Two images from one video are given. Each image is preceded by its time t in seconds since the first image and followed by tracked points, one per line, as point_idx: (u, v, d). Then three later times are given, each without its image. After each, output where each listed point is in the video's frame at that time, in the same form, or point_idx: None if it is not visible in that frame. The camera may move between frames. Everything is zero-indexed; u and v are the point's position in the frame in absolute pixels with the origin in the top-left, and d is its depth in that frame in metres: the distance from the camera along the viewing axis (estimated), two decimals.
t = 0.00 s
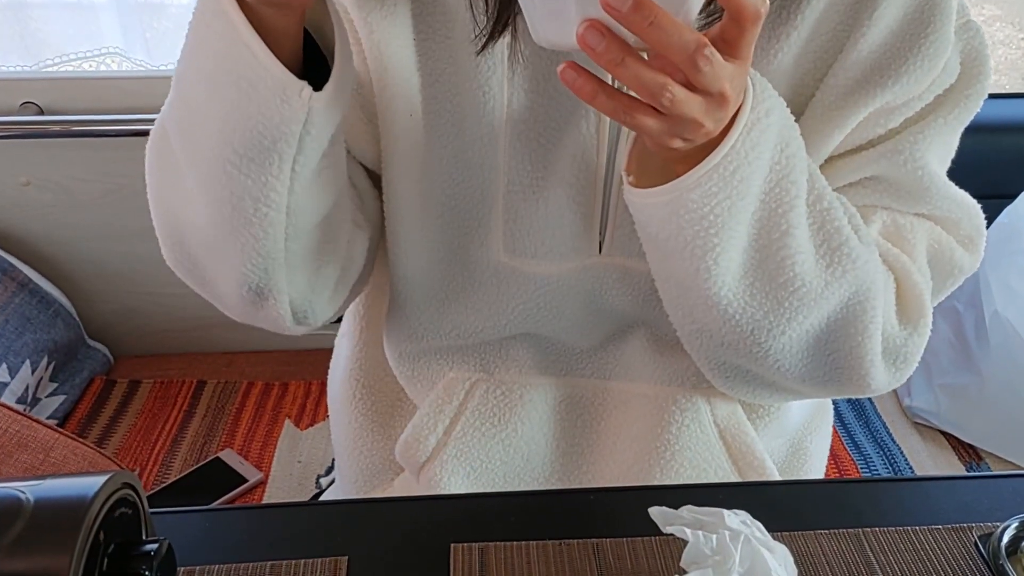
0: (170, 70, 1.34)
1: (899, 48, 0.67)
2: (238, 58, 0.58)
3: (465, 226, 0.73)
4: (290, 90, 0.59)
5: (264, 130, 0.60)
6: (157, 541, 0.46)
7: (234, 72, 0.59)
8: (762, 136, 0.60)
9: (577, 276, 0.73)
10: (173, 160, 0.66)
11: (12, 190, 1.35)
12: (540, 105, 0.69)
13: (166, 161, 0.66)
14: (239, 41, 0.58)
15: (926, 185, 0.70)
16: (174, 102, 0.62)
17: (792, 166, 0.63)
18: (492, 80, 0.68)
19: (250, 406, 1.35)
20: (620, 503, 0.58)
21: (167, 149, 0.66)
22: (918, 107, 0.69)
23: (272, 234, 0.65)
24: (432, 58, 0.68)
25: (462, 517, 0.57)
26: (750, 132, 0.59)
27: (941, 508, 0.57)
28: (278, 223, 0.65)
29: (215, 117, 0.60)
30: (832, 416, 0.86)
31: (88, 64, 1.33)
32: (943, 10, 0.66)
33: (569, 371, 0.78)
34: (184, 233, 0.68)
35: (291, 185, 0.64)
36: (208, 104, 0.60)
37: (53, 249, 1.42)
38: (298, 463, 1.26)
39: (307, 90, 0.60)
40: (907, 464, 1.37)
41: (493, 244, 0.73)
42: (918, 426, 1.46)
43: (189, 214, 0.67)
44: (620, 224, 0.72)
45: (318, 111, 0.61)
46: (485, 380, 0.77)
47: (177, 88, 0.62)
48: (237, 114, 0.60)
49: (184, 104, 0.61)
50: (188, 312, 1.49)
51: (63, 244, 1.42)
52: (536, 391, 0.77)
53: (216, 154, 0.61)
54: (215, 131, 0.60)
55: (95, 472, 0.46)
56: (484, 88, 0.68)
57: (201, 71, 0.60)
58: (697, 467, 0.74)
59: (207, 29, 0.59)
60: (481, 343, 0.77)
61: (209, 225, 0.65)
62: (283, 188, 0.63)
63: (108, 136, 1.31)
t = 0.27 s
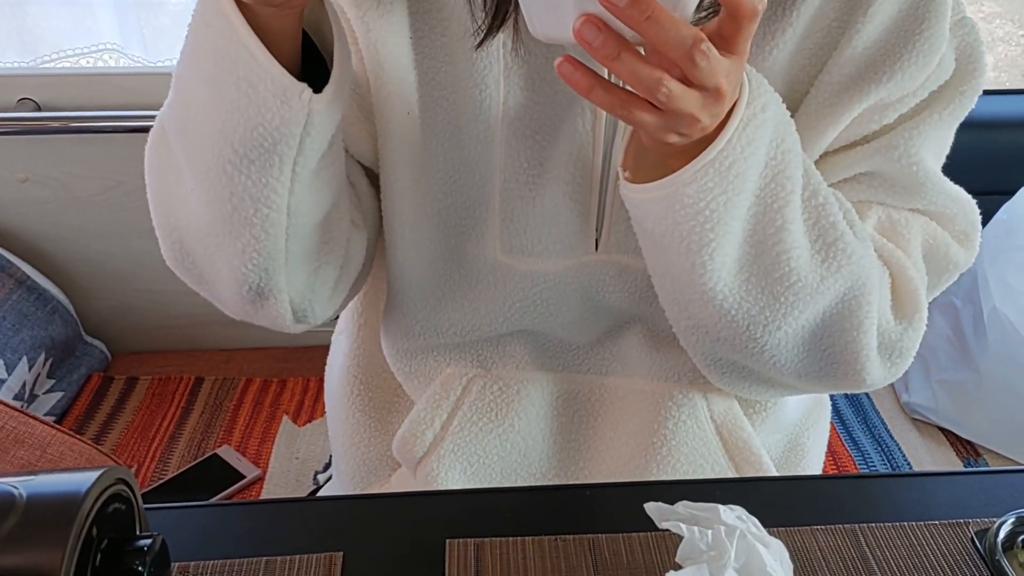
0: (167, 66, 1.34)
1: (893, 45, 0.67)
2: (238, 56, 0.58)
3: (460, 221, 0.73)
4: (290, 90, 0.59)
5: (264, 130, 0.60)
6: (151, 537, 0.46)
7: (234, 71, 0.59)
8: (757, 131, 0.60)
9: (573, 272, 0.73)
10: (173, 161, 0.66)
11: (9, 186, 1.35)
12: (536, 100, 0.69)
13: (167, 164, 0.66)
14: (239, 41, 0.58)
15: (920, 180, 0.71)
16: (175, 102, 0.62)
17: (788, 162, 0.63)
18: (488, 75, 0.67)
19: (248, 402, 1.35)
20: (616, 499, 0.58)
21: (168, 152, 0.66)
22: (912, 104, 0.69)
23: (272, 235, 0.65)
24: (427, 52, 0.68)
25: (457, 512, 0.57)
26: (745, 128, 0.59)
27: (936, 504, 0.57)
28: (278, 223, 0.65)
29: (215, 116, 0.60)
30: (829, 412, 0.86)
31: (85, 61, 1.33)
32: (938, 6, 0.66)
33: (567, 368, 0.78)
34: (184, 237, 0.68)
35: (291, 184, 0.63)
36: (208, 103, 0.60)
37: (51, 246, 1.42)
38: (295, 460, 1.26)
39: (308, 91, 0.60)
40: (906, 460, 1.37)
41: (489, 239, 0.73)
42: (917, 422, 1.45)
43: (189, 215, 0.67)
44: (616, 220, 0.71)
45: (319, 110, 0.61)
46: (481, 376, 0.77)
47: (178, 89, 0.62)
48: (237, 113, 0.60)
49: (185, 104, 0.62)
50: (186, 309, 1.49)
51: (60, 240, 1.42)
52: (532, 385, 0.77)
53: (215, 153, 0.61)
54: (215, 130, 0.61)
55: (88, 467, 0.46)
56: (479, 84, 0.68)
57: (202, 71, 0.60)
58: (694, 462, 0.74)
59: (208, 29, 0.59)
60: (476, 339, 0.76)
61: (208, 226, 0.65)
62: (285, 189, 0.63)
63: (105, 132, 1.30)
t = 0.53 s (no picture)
0: (164, 61, 1.34)
1: (894, 36, 0.67)
2: (236, 48, 0.58)
3: (458, 214, 0.73)
4: (288, 82, 0.59)
5: (261, 122, 0.60)
6: (146, 531, 0.45)
7: (231, 62, 0.58)
8: (753, 124, 0.60)
9: (570, 266, 0.73)
10: (169, 153, 0.65)
11: (6, 182, 1.35)
12: (534, 92, 0.69)
13: (164, 155, 0.66)
14: (236, 32, 0.58)
15: (920, 172, 0.70)
16: (172, 93, 0.62)
17: (785, 156, 0.62)
18: (486, 68, 0.67)
19: (246, 398, 1.35)
20: (614, 493, 0.57)
21: (165, 142, 0.65)
22: (913, 95, 0.69)
23: (270, 227, 0.65)
24: (423, 45, 0.68)
25: (453, 507, 0.56)
26: (741, 122, 0.59)
27: (935, 498, 0.57)
28: (276, 215, 0.64)
29: (212, 107, 0.60)
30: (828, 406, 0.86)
31: (83, 55, 1.33)
32: None
33: (563, 360, 0.78)
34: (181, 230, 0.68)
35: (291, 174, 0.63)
36: (205, 94, 0.60)
37: (49, 242, 1.42)
38: (293, 455, 1.26)
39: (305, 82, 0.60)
40: (905, 455, 1.37)
41: (487, 232, 0.73)
42: (916, 418, 1.45)
43: (185, 208, 0.66)
44: (614, 214, 0.71)
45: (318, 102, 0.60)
46: (479, 369, 0.77)
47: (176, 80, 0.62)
48: (235, 105, 0.59)
49: (183, 94, 0.61)
50: (184, 305, 1.49)
51: (58, 236, 1.41)
52: (529, 377, 0.77)
53: (213, 144, 0.61)
54: (213, 121, 0.60)
55: (83, 462, 0.45)
56: (478, 77, 0.67)
57: (199, 62, 0.60)
58: (693, 456, 0.74)
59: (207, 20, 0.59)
60: (474, 332, 0.76)
61: (204, 216, 0.65)
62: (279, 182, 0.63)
63: (102, 128, 1.30)
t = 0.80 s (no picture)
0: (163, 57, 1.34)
1: (899, 31, 0.66)
2: (216, 61, 0.58)
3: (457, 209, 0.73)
4: (267, 98, 0.59)
5: (241, 135, 0.60)
6: (143, 525, 0.45)
7: (212, 76, 0.58)
8: (759, 147, 0.58)
9: (570, 263, 0.73)
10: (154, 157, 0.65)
11: (5, 178, 1.35)
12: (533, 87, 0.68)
13: (148, 163, 0.66)
14: (217, 45, 0.57)
15: (928, 172, 0.70)
16: (157, 98, 0.62)
17: (794, 174, 0.62)
18: (485, 63, 0.67)
19: (246, 394, 1.35)
20: (613, 488, 0.57)
21: (150, 149, 0.65)
22: (919, 92, 0.68)
23: (252, 235, 0.65)
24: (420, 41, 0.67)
25: (452, 501, 0.56)
26: (749, 145, 0.58)
27: (934, 492, 0.57)
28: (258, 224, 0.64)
29: (199, 124, 0.60)
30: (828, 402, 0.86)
31: (81, 50, 1.33)
32: None
33: (563, 356, 0.78)
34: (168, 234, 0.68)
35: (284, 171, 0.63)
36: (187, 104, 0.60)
37: (47, 238, 1.42)
38: (293, 451, 1.26)
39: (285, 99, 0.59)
40: (904, 450, 1.37)
41: (486, 228, 0.73)
42: (916, 413, 1.45)
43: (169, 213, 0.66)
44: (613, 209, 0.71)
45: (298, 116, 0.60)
46: (479, 365, 0.77)
47: (162, 92, 0.62)
48: (220, 123, 0.59)
49: (169, 106, 0.61)
50: (183, 301, 1.49)
51: (57, 232, 1.41)
52: (529, 373, 0.77)
53: (200, 159, 0.61)
54: (200, 137, 0.60)
55: (79, 455, 0.45)
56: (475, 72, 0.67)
57: (186, 78, 0.59)
58: (694, 453, 0.74)
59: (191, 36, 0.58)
60: (474, 329, 0.76)
61: (191, 228, 0.65)
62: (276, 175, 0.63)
63: (101, 123, 1.30)
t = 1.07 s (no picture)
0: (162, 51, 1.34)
1: (905, 36, 0.65)
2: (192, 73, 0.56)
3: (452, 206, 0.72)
4: (245, 116, 0.57)
5: (214, 149, 0.59)
6: (140, 519, 0.45)
7: (186, 87, 0.56)
8: (777, 221, 0.59)
9: (569, 261, 0.72)
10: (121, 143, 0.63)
11: (4, 172, 1.35)
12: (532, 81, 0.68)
13: (116, 157, 0.64)
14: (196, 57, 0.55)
15: (934, 182, 0.71)
16: (128, 91, 0.60)
17: (809, 236, 0.63)
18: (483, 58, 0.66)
19: (244, 389, 1.35)
20: (608, 483, 0.57)
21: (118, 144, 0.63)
22: (925, 98, 0.68)
23: (221, 235, 0.64)
24: (416, 36, 0.67)
25: (449, 496, 0.56)
26: (767, 222, 0.59)
27: (932, 486, 0.57)
28: (228, 226, 0.64)
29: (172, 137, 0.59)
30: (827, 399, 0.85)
31: (79, 46, 1.33)
32: None
33: (559, 355, 0.78)
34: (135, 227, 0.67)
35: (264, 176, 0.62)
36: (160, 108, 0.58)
37: (46, 233, 1.42)
38: (291, 446, 1.26)
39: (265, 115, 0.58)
40: (903, 445, 1.37)
41: (483, 225, 0.72)
42: (915, 408, 1.45)
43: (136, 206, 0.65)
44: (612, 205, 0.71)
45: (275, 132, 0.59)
46: (476, 363, 0.77)
47: (133, 93, 0.60)
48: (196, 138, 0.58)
49: (139, 108, 0.60)
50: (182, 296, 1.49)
51: (56, 227, 1.41)
52: (526, 375, 0.76)
53: (171, 170, 0.60)
54: (172, 151, 0.59)
55: (75, 449, 0.45)
56: (472, 70, 0.67)
57: (159, 87, 0.57)
58: (692, 451, 0.74)
59: (165, 48, 0.56)
60: (470, 326, 0.76)
61: (163, 230, 0.64)
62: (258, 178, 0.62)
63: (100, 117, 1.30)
